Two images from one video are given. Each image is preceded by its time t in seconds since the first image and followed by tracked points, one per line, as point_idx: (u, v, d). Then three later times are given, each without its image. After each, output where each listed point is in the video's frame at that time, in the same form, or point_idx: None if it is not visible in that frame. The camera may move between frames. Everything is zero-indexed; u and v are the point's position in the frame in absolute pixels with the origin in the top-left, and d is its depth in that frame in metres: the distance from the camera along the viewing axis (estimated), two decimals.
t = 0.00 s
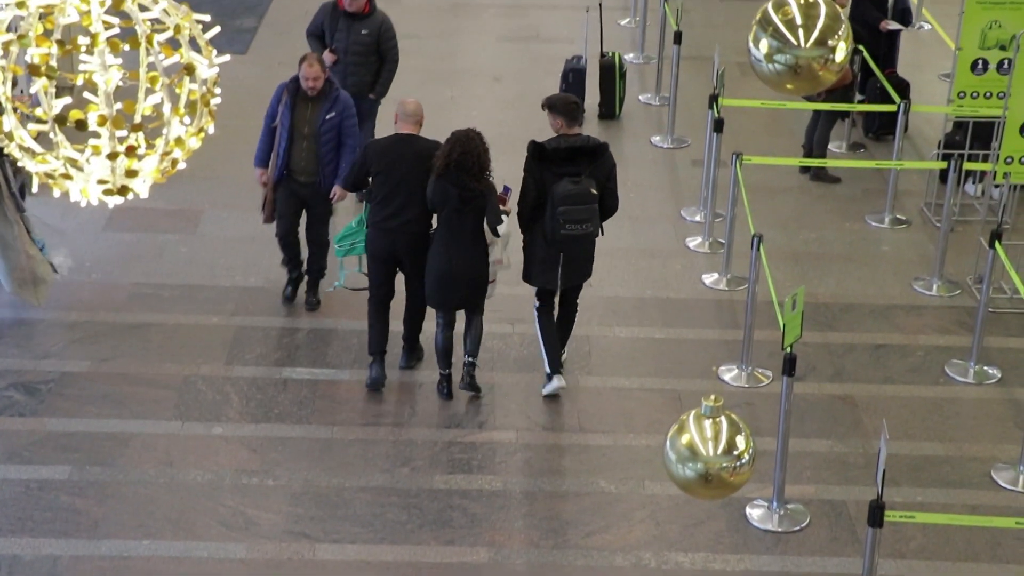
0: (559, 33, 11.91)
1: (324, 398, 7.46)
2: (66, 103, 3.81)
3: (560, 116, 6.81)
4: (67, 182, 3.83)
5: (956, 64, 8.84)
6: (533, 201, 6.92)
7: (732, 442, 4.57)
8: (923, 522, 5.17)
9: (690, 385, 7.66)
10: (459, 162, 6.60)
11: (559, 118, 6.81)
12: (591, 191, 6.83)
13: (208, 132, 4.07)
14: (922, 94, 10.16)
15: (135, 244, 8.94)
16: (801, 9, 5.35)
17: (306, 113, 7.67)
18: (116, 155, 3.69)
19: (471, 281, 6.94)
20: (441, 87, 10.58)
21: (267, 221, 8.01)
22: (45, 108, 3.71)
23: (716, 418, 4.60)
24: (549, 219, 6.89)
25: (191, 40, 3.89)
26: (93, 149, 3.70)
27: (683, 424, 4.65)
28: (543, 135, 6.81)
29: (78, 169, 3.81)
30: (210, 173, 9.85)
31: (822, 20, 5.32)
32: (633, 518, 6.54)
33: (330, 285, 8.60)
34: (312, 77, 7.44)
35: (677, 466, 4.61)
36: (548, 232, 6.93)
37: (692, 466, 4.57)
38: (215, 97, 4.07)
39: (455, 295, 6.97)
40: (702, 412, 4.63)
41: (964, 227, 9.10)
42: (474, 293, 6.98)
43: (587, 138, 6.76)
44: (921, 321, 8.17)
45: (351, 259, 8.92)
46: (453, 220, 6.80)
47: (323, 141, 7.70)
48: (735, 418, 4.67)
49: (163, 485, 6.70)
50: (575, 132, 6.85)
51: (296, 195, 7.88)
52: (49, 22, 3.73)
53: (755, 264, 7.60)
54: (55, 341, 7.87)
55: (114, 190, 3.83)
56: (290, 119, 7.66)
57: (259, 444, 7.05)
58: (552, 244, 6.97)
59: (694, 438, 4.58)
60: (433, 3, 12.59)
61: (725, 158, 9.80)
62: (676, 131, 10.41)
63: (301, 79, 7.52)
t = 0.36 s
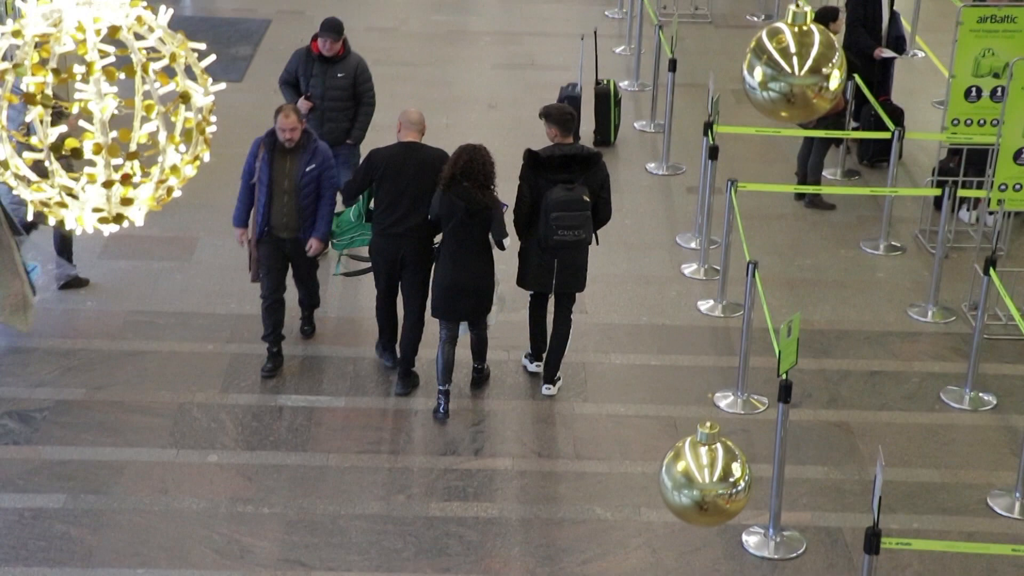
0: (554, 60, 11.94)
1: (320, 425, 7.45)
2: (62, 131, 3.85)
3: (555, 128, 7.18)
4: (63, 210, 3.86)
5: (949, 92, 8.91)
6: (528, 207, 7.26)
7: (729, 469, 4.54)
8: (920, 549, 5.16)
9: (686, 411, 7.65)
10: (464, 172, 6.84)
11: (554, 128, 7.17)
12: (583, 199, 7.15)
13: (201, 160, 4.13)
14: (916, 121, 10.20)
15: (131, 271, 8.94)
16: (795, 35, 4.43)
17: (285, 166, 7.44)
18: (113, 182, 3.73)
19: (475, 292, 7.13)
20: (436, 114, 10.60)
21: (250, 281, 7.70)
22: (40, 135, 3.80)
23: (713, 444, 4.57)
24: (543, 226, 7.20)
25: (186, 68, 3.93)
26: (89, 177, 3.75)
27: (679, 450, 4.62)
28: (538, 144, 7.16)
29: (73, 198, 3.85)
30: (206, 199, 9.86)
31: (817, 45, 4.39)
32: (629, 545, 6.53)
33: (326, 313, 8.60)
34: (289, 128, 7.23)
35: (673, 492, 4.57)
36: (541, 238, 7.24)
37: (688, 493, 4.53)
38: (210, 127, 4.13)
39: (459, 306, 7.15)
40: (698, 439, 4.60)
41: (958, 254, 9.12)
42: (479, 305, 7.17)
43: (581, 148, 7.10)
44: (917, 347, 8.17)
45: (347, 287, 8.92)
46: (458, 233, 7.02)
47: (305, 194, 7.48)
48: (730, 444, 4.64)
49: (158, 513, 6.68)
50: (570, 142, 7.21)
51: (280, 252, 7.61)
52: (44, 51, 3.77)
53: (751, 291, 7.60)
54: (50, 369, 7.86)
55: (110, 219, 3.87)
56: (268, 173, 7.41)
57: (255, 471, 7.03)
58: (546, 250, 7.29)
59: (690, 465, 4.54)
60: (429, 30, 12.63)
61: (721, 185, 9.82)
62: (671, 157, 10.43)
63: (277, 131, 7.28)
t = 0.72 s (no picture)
0: (548, 87, 11.98)
1: (314, 451, 7.43)
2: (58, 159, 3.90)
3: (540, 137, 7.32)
4: (58, 236, 3.91)
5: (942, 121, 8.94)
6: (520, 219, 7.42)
7: (723, 496, 4.54)
8: None
9: (681, 437, 7.64)
10: (474, 181, 7.09)
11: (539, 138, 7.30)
12: (574, 205, 7.35)
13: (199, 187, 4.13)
14: (909, 147, 10.23)
15: (125, 298, 8.93)
16: (788, 62, 4.67)
17: (270, 210, 7.06)
18: (105, 211, 3.75)
19: (482, 301, 7.32)
20: (431, 141, 10.62)
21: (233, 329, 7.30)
22: (35, 163, 3.82)
23: (707, 470, 4.57)
24: (538, 235, 7.39)
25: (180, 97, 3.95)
26: (82, 206, 3.77)
27: (674, 476, 4.62)
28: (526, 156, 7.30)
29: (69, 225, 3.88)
30: (200, 225, 9.85)
31: (809, 74, 4.65)
32: (625, 572, 6.52)
33: (320, 339, 8.60)
34: (274, 170, 6.82)
35: (668, 519, 4.58)
36: (537, 247, 7.42)
37: (683, 519, 4.53)
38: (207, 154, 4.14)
39: (464, 313, 7.34)
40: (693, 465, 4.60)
41: (952, 279, 9.14)
42: (483, 313, 7.34)
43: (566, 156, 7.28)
44: (911, 373, 8.18)
45: (342, 313, 8.92)
46: (467, 240, 7.23)
47: (291, 237, 7.08)
48: (725, 470, 4.63)
49: (152, 540, 6.66)
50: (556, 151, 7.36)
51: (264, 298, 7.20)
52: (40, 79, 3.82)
53: (745, 317, 7.60)
54: (43, 397, 7.84)
55: (104, 247, 3.89)
56: (252, 218, 7.04)
57: (248, 498, 7.01)
58: (541, 260, 7.45)
59: (685, 491, 4.55)
60: (423, 57, 12.66)
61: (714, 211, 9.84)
62: (665, 183, 10.45)
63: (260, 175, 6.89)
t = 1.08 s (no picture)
0: (542, 113, 12.01)
1: (308, 478, 7.41)
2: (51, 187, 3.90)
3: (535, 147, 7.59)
4: (51, 264, 3.89)
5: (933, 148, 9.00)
6: (513, 225, 7.63)
7: (717, 523, 4.44)
8: None
9: (675, 464, 7.64)
10: (470, 197, 7.16)
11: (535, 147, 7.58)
12: (566, 213, 7.59)
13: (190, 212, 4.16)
14: (902, 174, 10.27)
15: (118, 325, 8.91)
16: (780, 90, 4.67)
17: (267, 257, 6.76)
18: (101, 238, 3.77)
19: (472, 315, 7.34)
20: (425, 167, 10.64)
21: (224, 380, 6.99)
22: (29, 190, 3.84)
23: (701, 497, 4.48)
24: (530, 241, 7.61)
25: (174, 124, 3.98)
26: (77, 232, 3.79)
27: (667, 503, 4.51)
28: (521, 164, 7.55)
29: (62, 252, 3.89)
30: (194, 251, 9.85)
31: (802, 101, 4.64)
32: None
33: (313, 365, 8.59)
34: (273, 218, 6.53)
35: (661, 546, 4.46)
36: (529, 254, 7.62)
37: (676, 546, 4.42)
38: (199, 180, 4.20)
39: (454, 327, 7.38)
40: (687, 492, 4.50)
41: (945, 306, 9.15)
42: (475, 327, 7.38)
43: (560, 164, 7.55)
44: (905, 399, 8.18)
45: (336, 340, 8.91)
46: (461, 257, 7.26)
47: (288, 287, 6.79)
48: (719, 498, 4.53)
49: (144, 568, 6.63)
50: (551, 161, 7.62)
51: (258, 349, 6.90)
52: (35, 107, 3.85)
53: (739, 343, 7.60)
54: (36, 424, 7.82)
55: (98, 274, 3.89)
56: (249, 266, 6.74)
57: (241, 526, 6.99)
58: (533, 266, 7.65)
59: (679, 518, 4.44)
60: (417, 84, 12.70)
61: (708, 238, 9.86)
62: (659, 210, 10.47)
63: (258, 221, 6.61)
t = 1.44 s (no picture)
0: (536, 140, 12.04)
1: (302, 506, 7.38)
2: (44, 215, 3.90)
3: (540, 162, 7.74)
4: (45, 292, 3.91)
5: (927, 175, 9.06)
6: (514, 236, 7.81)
7: (712, 550, 4.38)
8: None
9: (670, 490, 7.63)
10: (456, 209, 7.33)
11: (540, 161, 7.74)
12: (567, 227, 7.76)
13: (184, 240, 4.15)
14: (895, 201, 10.29)
15: (112, 353, 8.90)
16: (774, 118, 4.77)
17: (260, 314, 6.42)
18: (94, 266, 3.79)
19: (457, 324, 7.55)
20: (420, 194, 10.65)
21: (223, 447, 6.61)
22: (22, 219, 3.84)
23: (696, 524, 4.40)
24: (529, 252, 7.79)
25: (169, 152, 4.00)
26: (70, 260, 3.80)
27: (662, 530, 4.44)
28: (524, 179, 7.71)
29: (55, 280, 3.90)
30: (188, 277, 9.83)
31: (794, 129, 4.73)
32: None
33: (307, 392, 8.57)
34: (262, 271, 6.19)
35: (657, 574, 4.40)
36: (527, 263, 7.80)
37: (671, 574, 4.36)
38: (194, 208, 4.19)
39: (440, 335, 7.57)
40: (681, 518, 4.43)
41: (939, 332, 9.16)
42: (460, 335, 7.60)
43: (563, 180, 7.72)
44: (900, 426, 8.18)
45: (329, 367, 8.90)
46: (447, 266, 7.45)
47: (284, 343, 6.45)
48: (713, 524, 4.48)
49: None
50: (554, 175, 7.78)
51: (257, 411, 6.54)
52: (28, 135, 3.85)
53: (733, 370, 7.60)
54: (29, 452, 7.80)
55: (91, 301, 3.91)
56: (241, 325, 6.39)
57: (235, 554, 6.96)
58: (531, 276, 7.83)
59: (674, 545, 4.38)
60: (411, 111, 12.73)
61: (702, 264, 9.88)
62: (653, 237, 10.49)
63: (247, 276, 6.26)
